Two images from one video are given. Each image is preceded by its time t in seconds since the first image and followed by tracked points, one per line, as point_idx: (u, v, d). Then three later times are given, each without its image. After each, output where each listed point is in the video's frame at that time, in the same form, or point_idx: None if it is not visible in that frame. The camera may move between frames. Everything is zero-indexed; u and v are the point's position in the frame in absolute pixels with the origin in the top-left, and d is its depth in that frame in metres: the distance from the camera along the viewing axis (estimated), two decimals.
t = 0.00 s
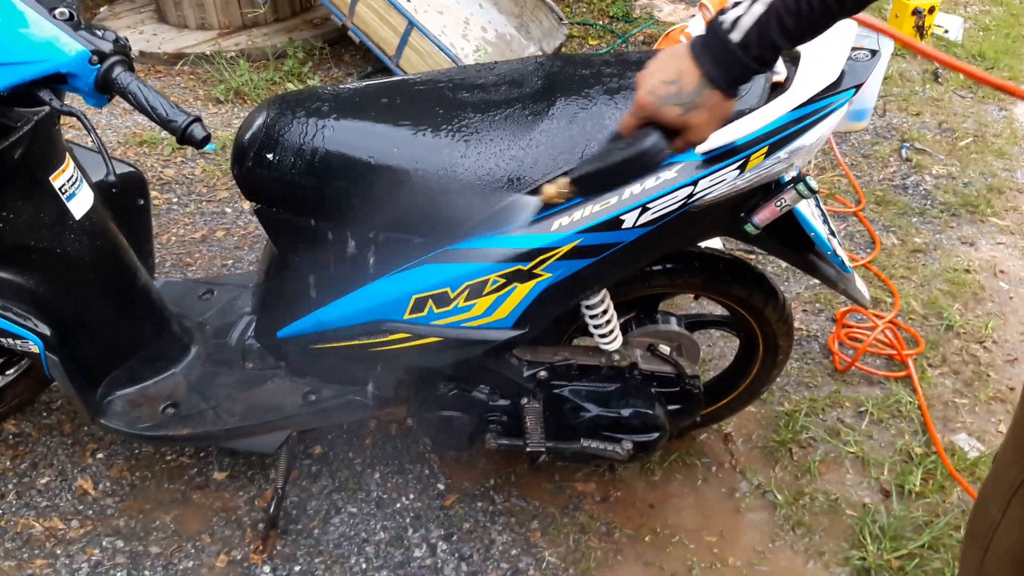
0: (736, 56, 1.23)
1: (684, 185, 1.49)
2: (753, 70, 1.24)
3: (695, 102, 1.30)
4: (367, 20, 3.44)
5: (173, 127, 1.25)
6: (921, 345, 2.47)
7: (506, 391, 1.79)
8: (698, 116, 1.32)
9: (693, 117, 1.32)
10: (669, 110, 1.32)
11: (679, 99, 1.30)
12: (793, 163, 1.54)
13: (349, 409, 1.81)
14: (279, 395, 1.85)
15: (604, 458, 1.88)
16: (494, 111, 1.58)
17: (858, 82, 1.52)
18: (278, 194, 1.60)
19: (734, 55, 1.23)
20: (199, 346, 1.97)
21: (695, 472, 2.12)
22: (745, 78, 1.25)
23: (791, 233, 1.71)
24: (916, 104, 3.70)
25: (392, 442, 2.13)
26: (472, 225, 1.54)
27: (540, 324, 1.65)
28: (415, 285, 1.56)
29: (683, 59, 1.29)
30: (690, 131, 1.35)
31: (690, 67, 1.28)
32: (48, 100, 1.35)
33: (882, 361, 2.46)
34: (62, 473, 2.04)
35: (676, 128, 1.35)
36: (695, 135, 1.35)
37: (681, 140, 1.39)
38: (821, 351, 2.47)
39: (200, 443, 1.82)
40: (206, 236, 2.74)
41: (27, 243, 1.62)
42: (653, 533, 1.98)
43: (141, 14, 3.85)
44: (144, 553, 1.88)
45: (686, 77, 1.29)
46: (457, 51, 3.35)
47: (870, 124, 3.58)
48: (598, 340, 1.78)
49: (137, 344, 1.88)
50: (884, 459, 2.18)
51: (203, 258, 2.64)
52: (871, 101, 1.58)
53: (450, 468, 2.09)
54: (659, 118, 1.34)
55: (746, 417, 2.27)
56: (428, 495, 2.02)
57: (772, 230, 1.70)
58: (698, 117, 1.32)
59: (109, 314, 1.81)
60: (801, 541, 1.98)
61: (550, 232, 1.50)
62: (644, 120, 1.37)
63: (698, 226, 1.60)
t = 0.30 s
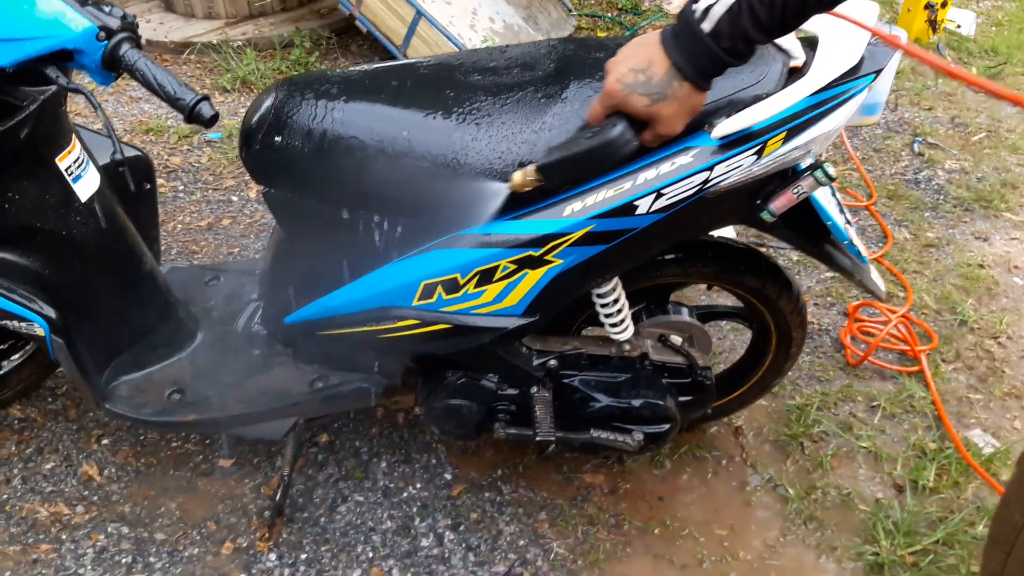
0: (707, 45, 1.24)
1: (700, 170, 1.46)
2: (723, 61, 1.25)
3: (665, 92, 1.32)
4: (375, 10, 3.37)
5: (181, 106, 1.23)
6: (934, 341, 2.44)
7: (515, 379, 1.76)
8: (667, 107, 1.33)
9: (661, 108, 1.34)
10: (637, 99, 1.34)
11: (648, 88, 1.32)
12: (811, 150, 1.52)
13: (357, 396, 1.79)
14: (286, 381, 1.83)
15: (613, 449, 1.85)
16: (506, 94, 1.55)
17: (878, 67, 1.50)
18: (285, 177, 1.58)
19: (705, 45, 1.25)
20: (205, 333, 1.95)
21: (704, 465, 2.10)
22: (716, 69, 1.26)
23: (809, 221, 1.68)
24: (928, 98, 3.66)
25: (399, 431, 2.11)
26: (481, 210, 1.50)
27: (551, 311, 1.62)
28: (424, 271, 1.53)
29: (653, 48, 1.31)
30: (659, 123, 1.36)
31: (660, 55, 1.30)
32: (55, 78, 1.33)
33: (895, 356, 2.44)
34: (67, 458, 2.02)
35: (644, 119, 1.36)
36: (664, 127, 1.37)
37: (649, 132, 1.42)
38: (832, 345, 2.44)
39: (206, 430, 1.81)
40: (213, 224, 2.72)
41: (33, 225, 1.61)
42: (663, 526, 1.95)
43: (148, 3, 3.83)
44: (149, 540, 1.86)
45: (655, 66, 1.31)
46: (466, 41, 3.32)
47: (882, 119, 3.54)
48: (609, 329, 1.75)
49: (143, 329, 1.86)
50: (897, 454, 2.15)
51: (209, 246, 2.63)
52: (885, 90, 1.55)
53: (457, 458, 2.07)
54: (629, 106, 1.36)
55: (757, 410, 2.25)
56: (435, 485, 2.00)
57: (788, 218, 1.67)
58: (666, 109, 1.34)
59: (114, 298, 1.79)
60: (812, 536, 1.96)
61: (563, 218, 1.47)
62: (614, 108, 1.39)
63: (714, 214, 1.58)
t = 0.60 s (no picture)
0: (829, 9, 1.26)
1: (730, 153, 1.43)
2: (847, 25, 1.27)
3: (792, 60, 1.34)
4: None
5: (204, 80, 1.20)
6: (960, 333, 2.40)
7: (537, 365, 1.73)
8: (798, 75, 1.35)
9: (793, 75, 1.35)
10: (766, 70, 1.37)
11: (777, 58, 1.35)
12: (844, 133, 1.48)
13: (376, 380, 1.77)
14: (305, 364, 1.81)
15: (635, 438, 1.82)
16: (533, 73, 1.51)
17: (915, 48, 1.44)
18: (308, 156, 1.55)
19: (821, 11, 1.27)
20: (223, 315, 1.93)
21: (726, 455, 2.07)
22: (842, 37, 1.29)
23: (839, 205, 1.64)
24: (954, 89, 3.60)
25: (417, 417, 2.10)
26: (505, 192, 1.47)
27: (575, 296, 1.59)
28: (447, 254, 1.52)
29: (776, 20, 1.35)
30: (791, 90, 1.38)
31: (786, 26, 1.33)
32: (76, 50, 1.31)
33: (920, 348, 2.39)
34: (84, 440, 2.01)
35: (777, 87, 1.38)
36: (796, 95, 1.38)
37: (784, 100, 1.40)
38: (856, 336, 2.41)
39: (224, 412, 1.79)
40: (231, 207, 2.70)
41: (52, 202, 1.60)
42: (683, 516, 1.93)
43: None
44: (166, 522, 1.85)
45: (782, 36, 1.34)
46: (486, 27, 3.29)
47: (906, 109, 3.48)
48: (632, 315, 1.72)
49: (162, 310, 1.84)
50: (921, 447, 2.11)
51: (227, 229, 2.61)
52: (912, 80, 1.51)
53: (475, 445, 2.05)
54: (759, 77, 1.38)
55: (780, 401, 2.22)
56: (453, 471, 1.98)
57: (818, 203, 1.63)
58: (798, 76, 1.36)
59: (132, 278, 1.78)
60: (835, 528, 1.93)
61: (589, 200, 1.45)
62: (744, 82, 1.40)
63: (742, 197, 1.54)
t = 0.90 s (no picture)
0: None
1: (736, 142, 1.42)
2: None
3: None
4: None
5: (203, 68, 1.18)
6: (964, 323, 2.38)
7: (540, 357, 1.71)
8: None
9: None
10: None
11: None
12: (851, 121, 1.46)
13: (377, 373, 1.75)
14: (306, 358, 1.79)
15: (638, 430, 1.80)
16: (537, 61, 1.49)
17: (923, 35, 1.41)
18: (309, 147, 1.53)
19: None
20: (223, 309, 1.91)
21: (730, 448, 2.05)
22: None
23: (846, 194, 1.62)
24: (956, 79, 3.58)
25: (419, 411, 2.08)
26: (509, 182, 1.45)
27: (579, 288, 1.57)
28: (450, 246, 1.50)
29: None
30: None
31: None
32: (72, 38, 1.28)
33: (925, 339, 2.38)
34: (82, 436, 1.99)
35: None
36: None
37: None
38: (861, 327, 2.39)
39: (224, 407, 1.77)
40: (230, 200, 2.68)
41: (48, 194, 1.57)
42: (687, 509, 1.91)
43: None
44: (165, 519, 1.83)
45: None
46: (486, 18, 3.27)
47: (909, 99, 3.46)
48: (636, 307, 1.71)
49: (161, 304, 1.82)
50: (927, 438, 2.10)
51: (226, 222, 2.59)
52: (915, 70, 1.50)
53: (478, 439, 2.03)
54: None
55: (784, 392, 2.20)
56: (456, 466, 1.96)
57: (825, 193, 1.62)
58: None
59: (132, 272, 1.76)
60: (841, 520, 1.91)
61: (594, 190, 1.43)
62: None
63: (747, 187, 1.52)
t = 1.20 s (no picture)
0: None
1: (733, 144, 1.41)
2: None
3: None
4: None
5: (198, 72, 1.17)
6: (962, 325, 2.38)
7: (538, 361, 1.71)
8: None
9: None
10: None
11: None
12: (848, 123, 1.45)
13: (374, 378, 1.74)
14: (302, 362, 1.78)
15: (636, 435, 1.78)
16: (534, 63, 1.48)
17: (920, 37, 1.41)
18: (305, 150, 1.52)
19: None
20: (219, 313, 1.90)
21: (728, 452, 2.05)
22: None
23: (842, 197, 1.62)
24: (953, 80, 3.58)
25: (417, 415, 2.07)
26: (506, 185, 1.45)
27: (577, 291, 1.57)
28: (446, 249, 1.50)
29: None
30: None
31: None
32: (67, 42, 1.27)
33: (923, 341, 2.38)
34: (77, 441, 1.98)
35: None
36: None
37: None
38: (859, 329, 2.39)
39: (220, 412, 1.76)
40: (227, 203, 2.67)
41: (44, 198, 1.56)
42: (686, 514, 1.90)
43: None
44: (161, 525, 1.82)
45: None
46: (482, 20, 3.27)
47: (906, 100, 3.47)
48: (633, 310, 1.70)
49: (157, 308, 1.81)
50: (926, 441, 2.09)
51: (223, 225, 2.58)
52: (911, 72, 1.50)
53: (475, 443, 2.02)
54: None
55: (782, 396, 2.19)
56: (453, 470, 1.96)
57: (822, 195, 1.61)
58: None
59: (128, 276, 1.75)
60: (840, 525, 1.90)
61: (591, 193, 1.43)
62: None
63: (743, 191, 1.51)
